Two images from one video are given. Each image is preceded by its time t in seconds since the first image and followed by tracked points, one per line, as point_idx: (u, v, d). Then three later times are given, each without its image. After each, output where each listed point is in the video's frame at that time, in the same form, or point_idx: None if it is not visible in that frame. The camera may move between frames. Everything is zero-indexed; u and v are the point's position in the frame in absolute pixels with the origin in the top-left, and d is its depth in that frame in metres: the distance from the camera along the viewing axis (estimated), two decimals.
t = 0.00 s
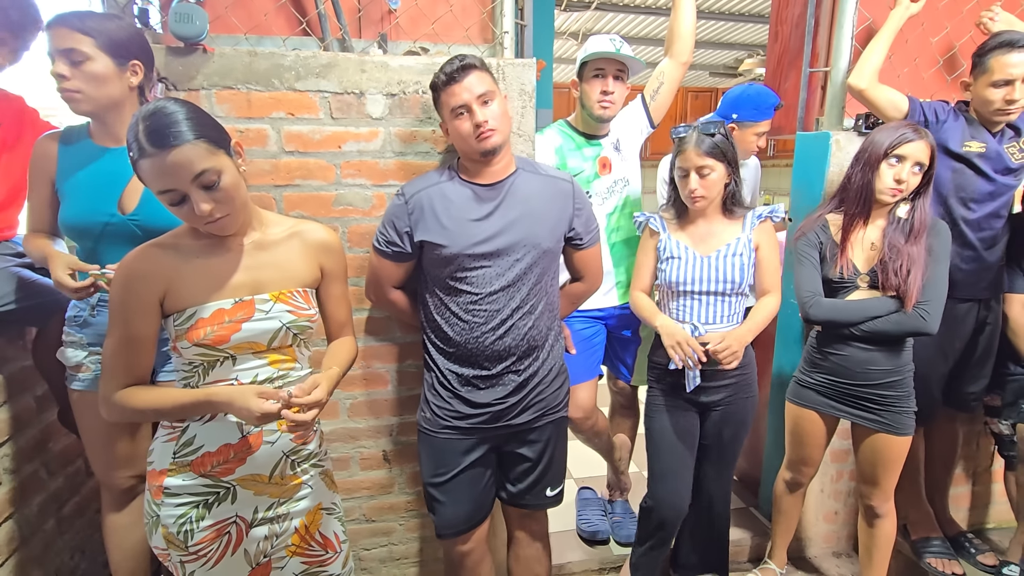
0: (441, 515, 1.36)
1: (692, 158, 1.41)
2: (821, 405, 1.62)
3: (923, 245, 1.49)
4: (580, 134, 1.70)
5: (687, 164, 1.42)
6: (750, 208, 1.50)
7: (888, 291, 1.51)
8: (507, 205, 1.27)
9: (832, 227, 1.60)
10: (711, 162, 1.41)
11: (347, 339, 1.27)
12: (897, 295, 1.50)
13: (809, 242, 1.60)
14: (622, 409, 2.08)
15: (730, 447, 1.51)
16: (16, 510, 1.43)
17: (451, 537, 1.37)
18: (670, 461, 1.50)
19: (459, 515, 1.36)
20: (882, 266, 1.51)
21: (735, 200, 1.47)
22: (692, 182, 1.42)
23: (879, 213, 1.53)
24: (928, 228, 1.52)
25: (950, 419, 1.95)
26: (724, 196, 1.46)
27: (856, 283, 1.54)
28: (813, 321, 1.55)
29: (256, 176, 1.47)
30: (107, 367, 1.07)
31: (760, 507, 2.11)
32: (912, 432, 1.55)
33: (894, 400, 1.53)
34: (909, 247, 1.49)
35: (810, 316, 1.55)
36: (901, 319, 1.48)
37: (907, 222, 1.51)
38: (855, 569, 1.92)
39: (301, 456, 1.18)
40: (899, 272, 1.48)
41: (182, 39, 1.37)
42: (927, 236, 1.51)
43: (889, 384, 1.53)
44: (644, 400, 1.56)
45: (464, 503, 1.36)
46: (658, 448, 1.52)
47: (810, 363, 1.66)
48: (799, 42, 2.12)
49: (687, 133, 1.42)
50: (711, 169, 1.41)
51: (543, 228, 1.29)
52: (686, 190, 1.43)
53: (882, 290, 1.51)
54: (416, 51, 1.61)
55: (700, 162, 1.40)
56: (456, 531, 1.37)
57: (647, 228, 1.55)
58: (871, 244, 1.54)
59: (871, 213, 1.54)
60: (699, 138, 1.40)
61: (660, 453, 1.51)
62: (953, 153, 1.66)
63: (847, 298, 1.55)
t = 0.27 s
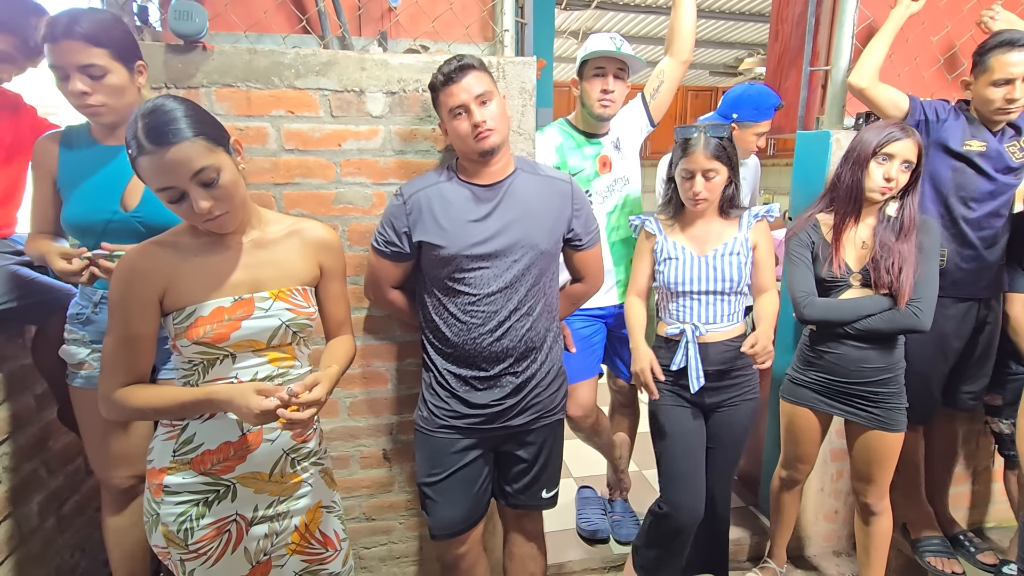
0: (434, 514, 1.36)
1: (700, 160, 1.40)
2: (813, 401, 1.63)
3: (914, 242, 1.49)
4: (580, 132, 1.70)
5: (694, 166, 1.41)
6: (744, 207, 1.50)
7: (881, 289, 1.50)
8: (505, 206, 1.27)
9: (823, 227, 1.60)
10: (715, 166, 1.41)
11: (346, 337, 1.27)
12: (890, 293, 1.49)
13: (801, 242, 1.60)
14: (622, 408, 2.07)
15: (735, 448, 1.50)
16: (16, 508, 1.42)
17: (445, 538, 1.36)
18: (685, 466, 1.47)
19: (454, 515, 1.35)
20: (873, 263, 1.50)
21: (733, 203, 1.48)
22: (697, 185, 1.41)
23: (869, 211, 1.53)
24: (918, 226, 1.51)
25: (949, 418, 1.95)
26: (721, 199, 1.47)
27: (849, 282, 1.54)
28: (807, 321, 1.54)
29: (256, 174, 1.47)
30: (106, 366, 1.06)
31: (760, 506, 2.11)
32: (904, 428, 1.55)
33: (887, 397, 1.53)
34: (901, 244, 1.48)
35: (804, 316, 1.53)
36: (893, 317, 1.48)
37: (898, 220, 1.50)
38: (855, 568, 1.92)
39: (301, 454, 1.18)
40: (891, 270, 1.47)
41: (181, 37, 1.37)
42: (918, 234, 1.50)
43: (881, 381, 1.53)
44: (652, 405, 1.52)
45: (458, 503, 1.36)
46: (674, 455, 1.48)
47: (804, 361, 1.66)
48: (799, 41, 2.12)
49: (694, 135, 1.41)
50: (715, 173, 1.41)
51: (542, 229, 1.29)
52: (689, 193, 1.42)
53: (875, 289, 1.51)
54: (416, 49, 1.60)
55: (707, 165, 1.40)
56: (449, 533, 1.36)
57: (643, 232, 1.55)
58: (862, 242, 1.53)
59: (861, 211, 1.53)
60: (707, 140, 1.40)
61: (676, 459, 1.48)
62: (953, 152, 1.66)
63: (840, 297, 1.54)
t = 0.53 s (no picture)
0: (434, 512, 1.35)
1: (708, 157, 1.38)
2: (804, 399, 1.62)
3: (902, 242, 1.50)
4: (580, 132, 1.69)
5: (700, 164, 1.39)
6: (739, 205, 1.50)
7: (871, 289, 1.50)
8: (506, 205, 1.27)
9: (814, 227, 1.59)
10: (720, 167, 1.40)
11: (346, 336, 1.26)
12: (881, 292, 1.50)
13: (792, 242, 1.60)
14: (622, 407, 2.07)
15: (734, 448, 1.49)
16: (15, 508, 1.42)
17: (445, 535, 1.36)
18: (675, 458, 1.47)
19: (451, 514, 1.35)
20: (863, 262, 1.50)
21: (727, 205, 1.48)
22: (700, 183, 1.39)
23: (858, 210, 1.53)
24: (905, 225, 1.52)
25: (950, 417, 1.95)
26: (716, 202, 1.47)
27: (839, 282, 1.54)
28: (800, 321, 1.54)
29: (255, 173, 1.47)
30: (105, 365, 1.06)
31: (760, 506, 2.11)
32: (893, 424, 1.55)
33: (875, 394, 1.54)
34: (890, 245, 1.49)
35: (796, 314, 1.53)
36: (883, 315, 1.48)
37: (885, 220, 1.52)
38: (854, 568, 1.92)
39: (301, 453, 1.18)
40: (880, 270, 1.48)
41: (181, 36, 1.36)
42: (905, 233, 1.51)
43: (869, 377, 1.54)
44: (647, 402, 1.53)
45: (457, 502, 1.35)
46: (664, 449, 1.49)
47: (794, 358, 1.65)
48: (800, 40, 2.12)
49: (699, 133, 1.39)
50: (718, 175, 1.40)
51: (542, 228, 1.29)
52: (691, 191, 1.41)
53: (865, 288, 1.51)
54: (416, 48, 1.60)
55: (714, 165, 1.39)
56: (447, 531, 1.35)
57: (637, 233, 1.54)
58: (851, 242, 1.54)
59: (849, 211, 1.54)
60: (714, 138, 1.39)
61: (665, 453, 1.49)
62: (954, 152, 1.66)
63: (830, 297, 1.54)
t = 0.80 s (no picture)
0: (463, 510, 1.36)
1: (711, 156, 1.38)
2: (794, 398, 1.62)
3: (889, 245, 1.51)
4: (581, 133, 1.70)
5: (702, 163, 1.38)
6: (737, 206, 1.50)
7: (860, 291, 1.52)
8: (506, 204, 1.27)
9: (803, 228, 1.58)
10: (722, 166, 1.39)
11: (346, 336, 1.26)
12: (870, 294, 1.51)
13: (783, 243, 1.57)
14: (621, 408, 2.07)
15: (730, 450, 1.49)
16: (16, 508, 1.42)
17: (471, 531, 1.38)
18: (668, 457, 1.49)
19: (477, 509, 1.36)
20: (852, 263, 1.51)
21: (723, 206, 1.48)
22: (702, 183, 1.39)
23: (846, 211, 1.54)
24: (892, 228, 1.53)
25: (950, 419, 1.95)
26: (714, 203, 1.47)
27: (828, 283, 1.54)
28: (793, 322, 1.54)
29: (256, 174, 1.47)
30: (106, 367, 1.06)
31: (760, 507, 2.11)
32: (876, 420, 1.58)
33: (860, 392, 1.56)
34: (879, 246, 1.50)
35: (790, 315, 1.53)
36: (872, 316, 1.50)
37: (872, 223, 1.52)
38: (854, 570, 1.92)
39: (302, 454, 1.18)
40: (869, 272, 1.49)
41: (182, 37, 1.37)
42: (892, 236, 1.52)
43: (856, 375, 1.55)
44: (643, 401, 1.55)
45: (473, 498, 1.36)
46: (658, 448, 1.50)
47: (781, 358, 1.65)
48: (800, 42, 2.12)
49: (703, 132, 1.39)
50: (719, 174, 1.40)
51: (543, 227, 1.29)
52: (692, 189, 1.40)
53: (855, 290, 1.52)
54: (416, 49, 1.60)
55: (716, 164, 1.38)
56: (476, 526, 1.37)
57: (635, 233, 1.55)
58: (840, 245, 1.55)
59: (838, 212, 1.54)
60: (718, 137, 1.39)
61: (659, 451, 1.50)
62: (954, 153, 1.66)
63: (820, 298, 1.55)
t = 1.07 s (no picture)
0: (469, 507, 1.38)
1: (708, 148, 1.38)
2: (788, 399, 1.63)
3: (879, 249, 1.52)
4: (581, 134, 1.70)
5: (702, 155, 1.39)
6: (738, 207, 1.49)
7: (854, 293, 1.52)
8: (507, 205, 1.27)
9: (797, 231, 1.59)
10: (722, 159, 1.39)
11: (350, 337, 1.27)
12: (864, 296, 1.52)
13: (778, 245, 1.57)
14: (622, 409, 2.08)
15: (729, 450, 1.49)
16: (18, 509, 1.43)
17: (477, 526, 1.39)
18: (666, 458, 1.49)
19: (481, 505, 1.38)
20: (844, 266, 1.51)
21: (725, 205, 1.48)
22: (701, 175, 1.39)
23: (836, 214, 1.54)
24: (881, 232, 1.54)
25: (950, 420, 1.96)
26: (714, 201, 1.47)
27: (821, 286, 1.55)
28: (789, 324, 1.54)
29: (258, 176, 1.47)
30: (109, 368, 1.07)
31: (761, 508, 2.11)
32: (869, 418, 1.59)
33: (852, 390, 1.57)
34: (869, 250, 1.51)
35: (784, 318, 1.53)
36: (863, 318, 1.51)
37: (864, 225, 1.52)
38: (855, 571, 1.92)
39: (304, 455, 1.19)
40: (862, 274, 1.50)
41: (184, 39, 1.37)
42: (882, 240, 1.54)
43: (847, 375, 1.57)
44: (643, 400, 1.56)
45: (481, 496, 1.37)
46: (659, 449, 1.51)
47: (773, 359, 1.66)
48: (801, 43, 2.12)
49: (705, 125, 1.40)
50: (719, 167, 1.40)
51: (545, 226, 1.30)
52: (690, 181, 1.40)
53: (848, 292, 1.52)
54: (417, 51, 1.61)
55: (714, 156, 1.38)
56: (481, 520, 1.39)
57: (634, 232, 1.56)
58: (832, 248, 1.54)
59: (831, 215, 1.54)
60: (718, 131, 1.39)
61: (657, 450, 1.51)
62: (954, 155, 1.66)
63: (813, 299, 1.55)
